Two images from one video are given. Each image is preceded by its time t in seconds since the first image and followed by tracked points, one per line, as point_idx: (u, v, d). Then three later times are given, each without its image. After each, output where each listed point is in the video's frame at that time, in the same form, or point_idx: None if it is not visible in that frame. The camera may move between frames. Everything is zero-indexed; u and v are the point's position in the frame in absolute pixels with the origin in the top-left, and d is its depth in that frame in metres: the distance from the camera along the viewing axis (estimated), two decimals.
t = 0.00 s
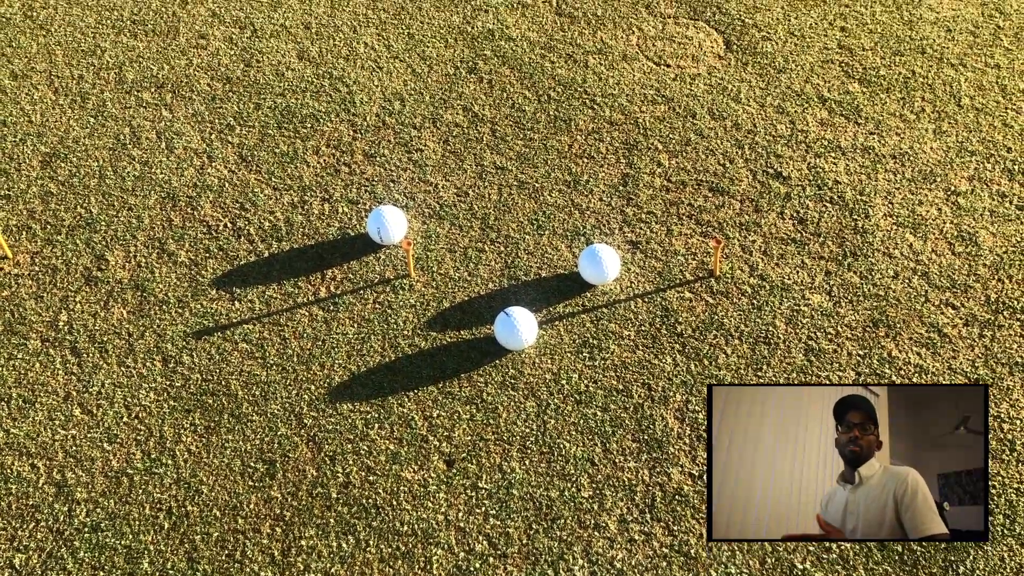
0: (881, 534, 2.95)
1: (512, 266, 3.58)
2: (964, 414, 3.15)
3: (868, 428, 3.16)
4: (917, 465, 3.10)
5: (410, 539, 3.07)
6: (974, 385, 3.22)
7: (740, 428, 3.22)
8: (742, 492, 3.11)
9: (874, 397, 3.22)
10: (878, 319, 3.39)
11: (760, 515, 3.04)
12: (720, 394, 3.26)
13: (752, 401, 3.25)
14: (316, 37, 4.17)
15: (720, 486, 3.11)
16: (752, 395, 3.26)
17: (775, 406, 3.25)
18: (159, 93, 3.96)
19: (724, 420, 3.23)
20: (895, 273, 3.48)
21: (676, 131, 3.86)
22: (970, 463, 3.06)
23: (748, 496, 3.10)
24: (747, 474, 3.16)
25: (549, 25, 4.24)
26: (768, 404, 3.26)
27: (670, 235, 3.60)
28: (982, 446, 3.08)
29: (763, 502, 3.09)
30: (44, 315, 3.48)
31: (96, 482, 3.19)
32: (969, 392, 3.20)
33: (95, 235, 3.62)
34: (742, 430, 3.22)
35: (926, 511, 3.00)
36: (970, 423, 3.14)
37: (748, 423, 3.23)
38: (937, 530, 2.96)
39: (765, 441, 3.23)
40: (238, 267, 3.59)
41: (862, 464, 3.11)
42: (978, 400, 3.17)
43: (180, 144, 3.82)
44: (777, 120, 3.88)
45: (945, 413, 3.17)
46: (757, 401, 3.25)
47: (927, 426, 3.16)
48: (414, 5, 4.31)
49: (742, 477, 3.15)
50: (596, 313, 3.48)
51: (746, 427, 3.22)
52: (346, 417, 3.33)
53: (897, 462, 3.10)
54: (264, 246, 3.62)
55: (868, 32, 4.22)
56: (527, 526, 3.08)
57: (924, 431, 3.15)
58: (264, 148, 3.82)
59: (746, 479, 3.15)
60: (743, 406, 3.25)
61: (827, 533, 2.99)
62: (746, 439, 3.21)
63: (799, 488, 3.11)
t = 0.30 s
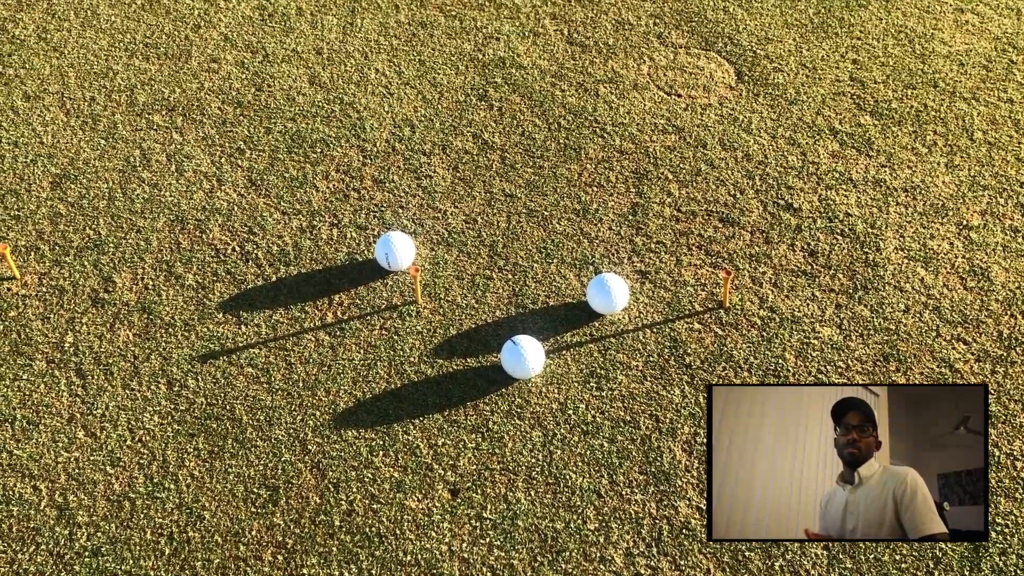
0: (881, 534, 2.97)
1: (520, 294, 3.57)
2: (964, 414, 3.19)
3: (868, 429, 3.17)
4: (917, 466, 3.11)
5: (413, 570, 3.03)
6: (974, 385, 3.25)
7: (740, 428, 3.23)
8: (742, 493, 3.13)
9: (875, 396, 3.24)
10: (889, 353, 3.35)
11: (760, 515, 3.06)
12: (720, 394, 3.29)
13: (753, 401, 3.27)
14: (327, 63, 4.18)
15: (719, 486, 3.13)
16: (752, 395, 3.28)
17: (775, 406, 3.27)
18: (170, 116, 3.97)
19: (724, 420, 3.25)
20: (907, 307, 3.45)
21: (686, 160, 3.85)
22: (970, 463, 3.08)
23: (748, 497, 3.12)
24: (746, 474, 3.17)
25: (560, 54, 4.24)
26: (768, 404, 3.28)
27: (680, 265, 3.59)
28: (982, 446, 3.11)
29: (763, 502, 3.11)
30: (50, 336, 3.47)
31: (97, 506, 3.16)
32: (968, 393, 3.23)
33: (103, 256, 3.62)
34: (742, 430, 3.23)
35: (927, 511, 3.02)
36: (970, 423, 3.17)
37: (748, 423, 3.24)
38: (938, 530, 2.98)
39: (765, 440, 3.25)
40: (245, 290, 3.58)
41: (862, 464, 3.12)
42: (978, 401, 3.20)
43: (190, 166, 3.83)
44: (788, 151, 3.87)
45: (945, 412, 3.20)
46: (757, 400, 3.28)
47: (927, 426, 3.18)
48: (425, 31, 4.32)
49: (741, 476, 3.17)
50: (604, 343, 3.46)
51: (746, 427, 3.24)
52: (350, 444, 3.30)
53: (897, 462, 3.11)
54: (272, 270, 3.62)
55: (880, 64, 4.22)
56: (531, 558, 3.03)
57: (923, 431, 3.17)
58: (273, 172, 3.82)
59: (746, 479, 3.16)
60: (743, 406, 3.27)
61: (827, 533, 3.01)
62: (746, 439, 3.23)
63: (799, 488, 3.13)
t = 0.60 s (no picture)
0: (881, 534, 2.99)
1: (538, 307, 3.57)
2: (964, 414, 3.21)
3: (867, 429, 3.18)
4: (917, 466, 3.11)
5: None
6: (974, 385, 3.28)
7: (739, 428, 3.24)
8: (742, 493, 3.13)
9: (875, 396, 3.27)
10: (908, 376, 3.33)
11: (760, 515, 3.07)
12: (720, 394, 3.32)
13: (753, 401, 3.30)
14: (351, 72, 4.21)
15: (719, 486, 3.14)
16: (752, 396, 3.30)
17: (775, 406, 3.29)
18: (195, 122, 4.00)
19: (724, 420, 3.27)
20: (927, 330, 3.43)
21: (708, 178, 3.85)
22: (971, 463, 3.10)
23: (748, 497, 3.12)
24: (746, 473, 3.17)
25: (583, 68, 4.25)
26: (768, 405, 3.30)
27: (699, 282, 3.58)
28: (982, 446, 3.13)
29: (763, 502, 3.11)
30: (71, 337, 3.49)
31: (113, 508, 3.18)
32: (968, 393, 3.26)
33: (124, 259, 3.63)
34: (742, 430, 3.24)
35: (927, 511, 3.02)
36: (970, 423, 3.19)
37: (747, 423, 3.26)
38: (939, 531, 2.99)
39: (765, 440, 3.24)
40: (265, 296, 3.59)
41: (862, 465, 3.11)
42: (978, 401, 3.23)
43: (213, 172, 3.85)
44: (810, 171, 3.87)
45: (945, 412, 3.21)
46: (756, 401, 3.30)
47: (928, 426, 3.18)
48: (450, 43, 4.35)
49: (741, 477, 3.17)
50: (621, 359, 3.45)
51: (746, 427, 3.25)
52: (365, 453, 3.30)
53: (897, 462, 3.11)
54: (292, 277, 3.64)
55: (904, 86, 4.21)
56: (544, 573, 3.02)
57: (924, 431, 3.17)
58: (295, 180, 3.84)
59: (746, 479, 3.16)
60: (743, 407, 3.29)
61: (826, 533, 3.02)
62: (746, 439, 3.23)
63: (799, 488, 3.12)
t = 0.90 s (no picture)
0: (882, 534, 2.98)
1: (565, 308, 3.57)
2: (964, 414, 3.21)
3: (865, 428, 3.20)
4: (918, 466, 3.12)
5: None
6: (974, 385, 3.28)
7: (739, 428, 3.25)
8: (742, 493, 3.14)
9: (874, 396, 3.27)
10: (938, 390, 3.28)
11: (760, 515, 3.07)
12: (720, 394, 3.33)
13: (753, 401, 3.30)
14: (386, 69, 4.23)
15: (719, 486, 3.14)
16: (752, 395, 3.31)
17: (775, 407, 3.29)
18: (230, 113, 4.04)
19: (723, 420, 3.27)
20: (959, 344, 3.39)
21: (740, 184, 3.83)
22: (971, 463, 3.10)
23: (748, 497, 3.13)
24: (746, 473, 3.18)
25: (617, 71, 4.25)
26: (768, 404, 3.31)
27: (728, 288, 3.57)
28: (982, 447, 3.13)
29: (763, 502, 3.11)
30: (102, 322, 3.51)
31: (138, 491, 3.21)
32: (968, 393, 3.26)
33: (156, 247, 3.65)
34: (742, 430, 3.25)
35: (928, 511, 3.02)
36: (969, 423, 3.19)
37: (748, 423, 3.26)
38: (939, 531, 2.99)
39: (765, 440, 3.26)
40: (294, 288, 3.62)
41: (862, 465, 3.13)
42: (978, 401, 3.23)
43: (247, 163, 3.88)
44: (844, 180, 3.84)
45: (944, 412, 3.21)
46: (756, 400, 3.31)
47: (927, 426, 3.19)
48: (485, 42, 4.36)
49: (741, 477, 3.18)
50: (648, 363, 3.44)
51: (746, 427, 3.25)
52: (389, 447, 3.32)
53: (897, 462, 3.12)
54: (322, 270, 3.66)
55: (942, 98, 4.17)
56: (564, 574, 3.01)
57: (924, 431, 3.18)
58: (328, 173, 3.87)
59: (746, 480, 3.17)
60: (742, 407, 3.30)
61: (826, 533, 3.02)
62: (746, 439, 3.24)
63: (799, 488, 3.13)
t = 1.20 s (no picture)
0: (882, 535, 2.99)
1: (604, 311, 3.57)
2: (964, 414, 3.22)
3: (864, 429, 3.21)
4: (918, 466, 3.13)
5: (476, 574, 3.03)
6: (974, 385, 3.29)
7: (739, 428, 3.26)
8: (742, 493, 3.15)
9: (874, 397, 3.28)
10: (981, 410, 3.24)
11: (760, 515, 3.08)
12: (720, 394, 3.35)
13: (753, 401, 3.32)
14: (433, 67, 4.26)
15: (719, 486, 3.16)
16: (752, 396, 3.32)
17: (775, 407, 3.31)
18: (278, 106, 4.09)
19: (724, 420, 3.29)
20: (1003, 364, 3.34)
21: (785, 194, 3.81)
22: (971, 463, 3.11)
23: (748, 497, 3.14)
24: (746, 474, 3.19)
25: (663, 76, 4.24)
26: (768, 404, 3.32)
27: (769, 298, 3.56)
28: (982, 447, 3.14)
29: (763, 502, 3.13)
30: (146, 308, 3.55)
31: (176, 476, 3.26)
32: (968, 393, 3.26)
33: (202, 236, 3.70)
34: (742, 430, 3.26)
35: (928, 512, 3.03)
36: (970, 423, 3.20)
37: (748, 423, 3.28)
38: (938, 530, 3.00)
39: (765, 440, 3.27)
40: (336, 281, 3.65)
41: (862, 466, 3.14)
42: (978, 401, 3.24)
43: (293, 156, 3.92)
44: (890, 194, 3.81)
45: (944, 412, 3.23)
46: (756, 400, 3.33)
47: (927, 426, 3.20)
48: (531, 44, 4.37)
49: (741, 477, 3.19)
50: (686, 370, 3.43)
51: (746, 427, 3.27)
52: (424, 442, 3.34)
53: (897, 463, 3.12)
54: (363, 264, 3.69)
55: (994, 114, 4.12)
56: None
57: (924, 431, 3.19)
58: (372, 169, 3.90)
59: (746, 480, 3.18)
60: (743, 407, 3.32)
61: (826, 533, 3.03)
62: (746, 439, 3.25)
63: (799, 488, 3.15)
